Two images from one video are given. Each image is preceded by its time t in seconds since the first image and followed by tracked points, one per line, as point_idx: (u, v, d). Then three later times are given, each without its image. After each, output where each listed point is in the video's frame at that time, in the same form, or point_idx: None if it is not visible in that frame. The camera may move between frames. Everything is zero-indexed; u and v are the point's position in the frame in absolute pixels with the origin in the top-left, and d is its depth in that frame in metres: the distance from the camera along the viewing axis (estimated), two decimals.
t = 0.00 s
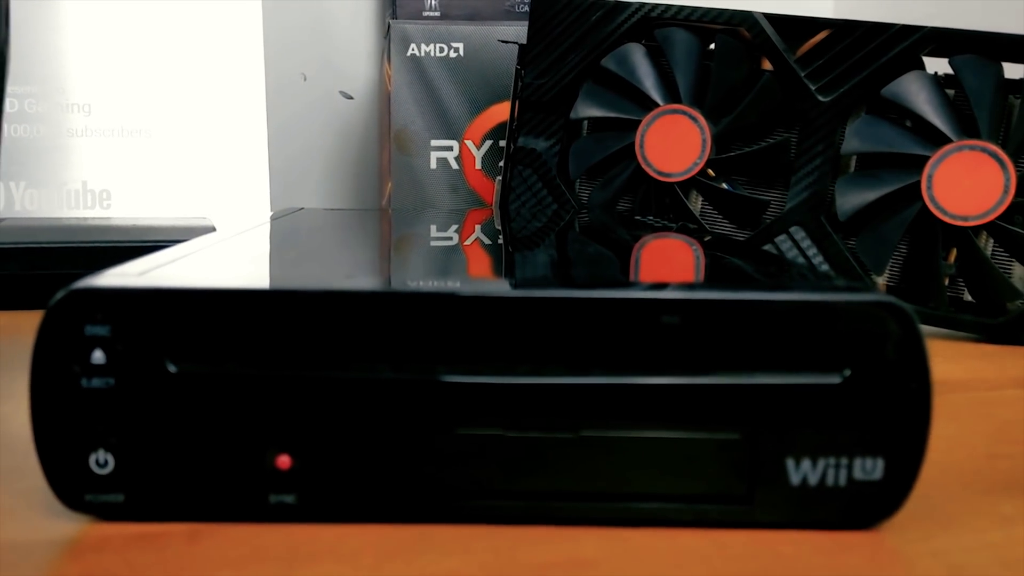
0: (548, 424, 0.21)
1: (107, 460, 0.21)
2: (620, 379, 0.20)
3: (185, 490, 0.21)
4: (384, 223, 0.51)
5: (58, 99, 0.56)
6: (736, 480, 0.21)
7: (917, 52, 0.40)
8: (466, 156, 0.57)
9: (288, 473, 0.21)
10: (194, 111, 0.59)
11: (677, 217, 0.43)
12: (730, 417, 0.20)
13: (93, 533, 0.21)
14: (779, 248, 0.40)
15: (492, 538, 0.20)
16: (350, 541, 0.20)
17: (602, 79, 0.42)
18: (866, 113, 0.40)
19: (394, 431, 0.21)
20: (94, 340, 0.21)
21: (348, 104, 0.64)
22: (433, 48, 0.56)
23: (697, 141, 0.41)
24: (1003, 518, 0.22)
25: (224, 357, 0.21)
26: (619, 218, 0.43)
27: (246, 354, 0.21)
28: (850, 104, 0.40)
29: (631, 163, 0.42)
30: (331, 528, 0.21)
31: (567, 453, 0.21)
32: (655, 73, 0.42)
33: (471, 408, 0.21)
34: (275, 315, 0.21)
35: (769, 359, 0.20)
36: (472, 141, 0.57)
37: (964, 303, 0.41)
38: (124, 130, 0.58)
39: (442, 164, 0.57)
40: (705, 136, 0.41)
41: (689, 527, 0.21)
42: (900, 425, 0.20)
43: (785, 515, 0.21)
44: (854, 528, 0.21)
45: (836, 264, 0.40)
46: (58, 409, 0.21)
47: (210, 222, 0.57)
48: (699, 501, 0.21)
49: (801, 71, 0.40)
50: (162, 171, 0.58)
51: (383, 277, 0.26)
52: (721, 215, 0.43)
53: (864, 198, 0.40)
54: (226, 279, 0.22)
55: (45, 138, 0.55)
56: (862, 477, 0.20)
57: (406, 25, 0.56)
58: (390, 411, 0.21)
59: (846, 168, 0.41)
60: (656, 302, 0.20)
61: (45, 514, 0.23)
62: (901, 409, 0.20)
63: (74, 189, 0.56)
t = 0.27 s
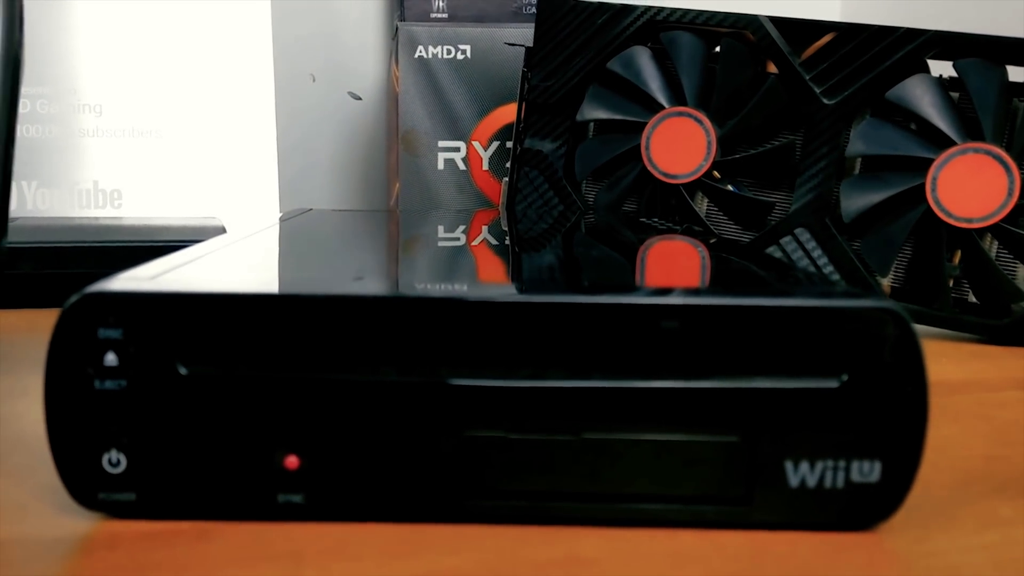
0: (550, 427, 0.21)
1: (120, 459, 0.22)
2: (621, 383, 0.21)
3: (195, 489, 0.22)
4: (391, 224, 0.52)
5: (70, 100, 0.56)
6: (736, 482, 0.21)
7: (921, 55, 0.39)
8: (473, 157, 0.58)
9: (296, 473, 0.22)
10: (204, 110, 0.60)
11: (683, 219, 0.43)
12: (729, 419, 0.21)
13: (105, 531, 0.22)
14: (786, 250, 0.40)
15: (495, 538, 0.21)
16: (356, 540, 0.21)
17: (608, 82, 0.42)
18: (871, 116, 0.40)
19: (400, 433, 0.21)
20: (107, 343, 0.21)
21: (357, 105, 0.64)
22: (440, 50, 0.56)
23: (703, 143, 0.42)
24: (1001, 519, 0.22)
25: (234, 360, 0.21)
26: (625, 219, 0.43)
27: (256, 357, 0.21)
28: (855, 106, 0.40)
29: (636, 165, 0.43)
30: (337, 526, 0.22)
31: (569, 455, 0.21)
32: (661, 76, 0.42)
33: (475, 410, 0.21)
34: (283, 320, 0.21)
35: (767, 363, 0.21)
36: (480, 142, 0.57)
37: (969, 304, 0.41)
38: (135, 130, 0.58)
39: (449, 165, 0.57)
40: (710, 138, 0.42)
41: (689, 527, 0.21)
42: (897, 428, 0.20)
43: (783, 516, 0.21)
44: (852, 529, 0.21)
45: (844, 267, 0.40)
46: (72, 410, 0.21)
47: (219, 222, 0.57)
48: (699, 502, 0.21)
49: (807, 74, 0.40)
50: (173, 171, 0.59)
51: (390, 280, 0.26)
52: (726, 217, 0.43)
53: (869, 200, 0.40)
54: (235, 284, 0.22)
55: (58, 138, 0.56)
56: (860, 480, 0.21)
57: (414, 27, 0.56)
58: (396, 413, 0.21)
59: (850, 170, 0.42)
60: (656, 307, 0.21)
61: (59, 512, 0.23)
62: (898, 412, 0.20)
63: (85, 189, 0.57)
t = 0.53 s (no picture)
0: (562, 429, 0.21)
1: (140, 460, 0.22)
2: (632, 387, 0.21)
3: (213, 489, 0.22)
4: (403, 227, 0.52)
5: (84, 103, 0.57)
6: (745, 485, 0.21)
7: (931, 59, 0.40)
8: (483, 160, 0.58)
9: (312, 474, 0.22)
10: (214, 110, 0.60)
11: (693, 222, 0.43)
12: (739, 423, 0.21)
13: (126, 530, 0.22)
14: (795, 255, 0.41)
15: (507, 539, 0.21)
16: (371, 540, 0.21)
17: (618, 87, 0.43)
18: (880, 120, 0.41)
19: (414, 435, 0.22)
20: (128, 346, 0.22)
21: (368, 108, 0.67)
22: (452, 54, 0.56)
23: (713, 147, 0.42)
24: (1008, 522, 0.22)
25: (250, 363, 0.22)
26: (635, 222, 0.44)
27: (272, 361, 0.22)
28: (864, 110, 0.40)
29: (647, 169, 0.43)
30: (352, 526, 0.22)
31: (580, 457, 0.21)
32: (671, 80, 0.42)
33: (488, 413, 0.21)
34: (300, 324, 0.22)
35: (777, 367, 0.21)
36: (490, 146, 0.58)
37: (978, 307, 0.41)
38: (149, 134, 0.59)
39: (460, 168, 0.58)
40: (721, 142, 0.42)
41: (699, 529, 0.21)
42: (905, 430, 0.21)
43: (791, 518, 0.21)
44: (860, 531, 0.21)
45: (854, 273, 0.41)
46: (94, 411, 0.22)
47: (232, 225, 0.58)
48: (709, 504, 0.21)
49: (817, 78, 0.40)
50: (186, 174, 0.59)
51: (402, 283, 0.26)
52: (736, 221, 0.43)
53: (878, 203, 0.41)
54: (254, 288, 0.23)
55: (73, 141, 0.57)
56: (868, 482, 0.21)
57: (425, 31, 0.56)
58: (410, 416, 0.22)
59: (861, 174, 0.41)
60: (666, 311, 0.21)
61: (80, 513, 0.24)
62: (906, 415, 0.20)
63: (99, 192, 0.58)
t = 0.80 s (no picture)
0: (578, 433, 0.22)
1: (166, 462, 0.23)
2: (646, 391, 0.22)
3: (237, 490, 0.23)
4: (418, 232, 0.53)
5: (104, 109, 0.58)
6: (757, 488, 0.21)
7: (945, 66, 0.40)
8: (499, 165, 0.58)
9: (333, 476, 0.23)
10: (230, 114, 0.61)
11: (707, 227, 0.43)
12: (752, 427, 0.21)
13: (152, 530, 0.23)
14: (809, 260, 0.42)
15: (524, 540, 0.22)
16: (390, 540, 0.22)
17: (634, 92, 0.43)
18: (894, 127, 0.41)
19: (433, 438, 0.22)
20: (155, 350, 0.22)
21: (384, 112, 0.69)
22: (467, 60, 0.57)
23: (727, 153, 0.42)
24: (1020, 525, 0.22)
25: (273, 367, 0.22)
26: (649, 227, 0.44)
27: (295, 365, 0.22)
28: (879, 116, 0.41)
29: (661, 174, 0.43)
30: (372, 527, 0.23)
31: (596, 461, 0.22)
32: (686, 87, 0.42)
33: (505, 416, 0.22)
34: (321, 329, 0.22)
35: (789, 373, 0.21)
36: (505, 150, 0.58)
37: (991, 313, 0.41)
38: (168, 139, 0.60)
39: (476, 172, 0.58)
40: (734, 148, 0.42)
41: (712, 531, 0.22)
42: (917, 435, 0.21)
43: (804, 521, 0.21)
44: (872, 533, 0.21)
45: (869, 278, 0.41)
46: (122, 413, 0.23)
47: (250, 229, 0.59)
48: (722, 507, 0.22)
49: (831, 84, 0.41)
50: (205, 178, 0.60)
51: (418, 289, 0.27)
52: (750, 225, 0.43)
53: (892, 209, 0.41)
54: (277, 293, 0.24)
55: (90, 146, 0.58)
56: (879, 486, 0.21)
57: (442, 37, 0.57)
58: (429, 420, 0.22)
59: (874, 180, 0.42)
60: (680, 317, 0.21)
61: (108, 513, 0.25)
62: (917, 420, 0.21)
63: (119, 197, 0.59)
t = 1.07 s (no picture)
0: (593, 439, 0.22)
1: (191, 464, 0.23)
2: (660, 398, 0.22)
3: (261, 492, 0.23)
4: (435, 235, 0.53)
5: (124, 112, 0.60)
6: (770, 493, 0.22)
7: (960, 73, 0.40)
8: (516, 168, 0.59)
9: (354, 479, 0.23)
10: (244, 114, 0.62)
11: (723, 232, 0.44)
12: (765, 433, 0.22)
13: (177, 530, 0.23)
14: (823, 265, 0.42)
15: (540, 543, 0.22)
16: (409, 542, 0.22)
17: (649, 98, 0.43)
18: (910, 133, 0.41)
19: (451, 442, 0.23)
20: (181, 355, 0.23)
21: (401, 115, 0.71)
22: (484, 65, 0.58)
23: (743, 157, 0.43)
24: None
25: (296, 372, 0.23)
26: (665, 232, 0.44)
27: (317, 371, 0.23)
28: (894, 123, 0.41)
29: (677, 179, 0.43)
30: (391, 529, 0.23)
31: (611, 466, 0.22)
32: (702, 93, 0.43)
33: (521, 422, 0.22)
34: (342, 336, 0.23)
35: (803, 380, 0.21)
36: (522, 154, 0.59)
37: (1006, 318, 0.41)
38: (188, 142, 0.61)
39: (492, 176, 0.59)
40: (750, 153, 0.43)
41: (726, 536, 0.22)
42: (927, 442, 0.21)
43: (817, 526, 0.22)
44: (884, 538, 0.22)
45: (885, 284, 0.41)
46: (149, 417, 0.23)
47: (268, 231, 0.61)
48: (736, 511, 0.22)
49: (846, 91, 0.41)
50: (223, 181, 0.62)
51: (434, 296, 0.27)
52: (766, 230, 0.43)
53: (907, 214, 0.41)
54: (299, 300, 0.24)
55: (110, 150, 0.60)
56: (891, 492, 0.21)
57: (458, 43, 0.58)
58: (448, 425, 0.23)
59: (890, 184, 0.41)
60: (694, 325, 0.22)
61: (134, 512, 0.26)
62: (929, 427, 0.21)
63: (139, 199, 0.60)
